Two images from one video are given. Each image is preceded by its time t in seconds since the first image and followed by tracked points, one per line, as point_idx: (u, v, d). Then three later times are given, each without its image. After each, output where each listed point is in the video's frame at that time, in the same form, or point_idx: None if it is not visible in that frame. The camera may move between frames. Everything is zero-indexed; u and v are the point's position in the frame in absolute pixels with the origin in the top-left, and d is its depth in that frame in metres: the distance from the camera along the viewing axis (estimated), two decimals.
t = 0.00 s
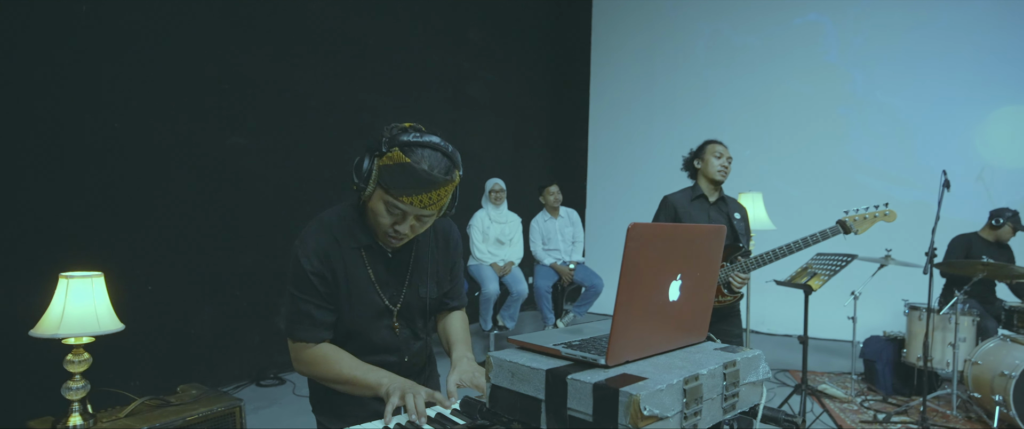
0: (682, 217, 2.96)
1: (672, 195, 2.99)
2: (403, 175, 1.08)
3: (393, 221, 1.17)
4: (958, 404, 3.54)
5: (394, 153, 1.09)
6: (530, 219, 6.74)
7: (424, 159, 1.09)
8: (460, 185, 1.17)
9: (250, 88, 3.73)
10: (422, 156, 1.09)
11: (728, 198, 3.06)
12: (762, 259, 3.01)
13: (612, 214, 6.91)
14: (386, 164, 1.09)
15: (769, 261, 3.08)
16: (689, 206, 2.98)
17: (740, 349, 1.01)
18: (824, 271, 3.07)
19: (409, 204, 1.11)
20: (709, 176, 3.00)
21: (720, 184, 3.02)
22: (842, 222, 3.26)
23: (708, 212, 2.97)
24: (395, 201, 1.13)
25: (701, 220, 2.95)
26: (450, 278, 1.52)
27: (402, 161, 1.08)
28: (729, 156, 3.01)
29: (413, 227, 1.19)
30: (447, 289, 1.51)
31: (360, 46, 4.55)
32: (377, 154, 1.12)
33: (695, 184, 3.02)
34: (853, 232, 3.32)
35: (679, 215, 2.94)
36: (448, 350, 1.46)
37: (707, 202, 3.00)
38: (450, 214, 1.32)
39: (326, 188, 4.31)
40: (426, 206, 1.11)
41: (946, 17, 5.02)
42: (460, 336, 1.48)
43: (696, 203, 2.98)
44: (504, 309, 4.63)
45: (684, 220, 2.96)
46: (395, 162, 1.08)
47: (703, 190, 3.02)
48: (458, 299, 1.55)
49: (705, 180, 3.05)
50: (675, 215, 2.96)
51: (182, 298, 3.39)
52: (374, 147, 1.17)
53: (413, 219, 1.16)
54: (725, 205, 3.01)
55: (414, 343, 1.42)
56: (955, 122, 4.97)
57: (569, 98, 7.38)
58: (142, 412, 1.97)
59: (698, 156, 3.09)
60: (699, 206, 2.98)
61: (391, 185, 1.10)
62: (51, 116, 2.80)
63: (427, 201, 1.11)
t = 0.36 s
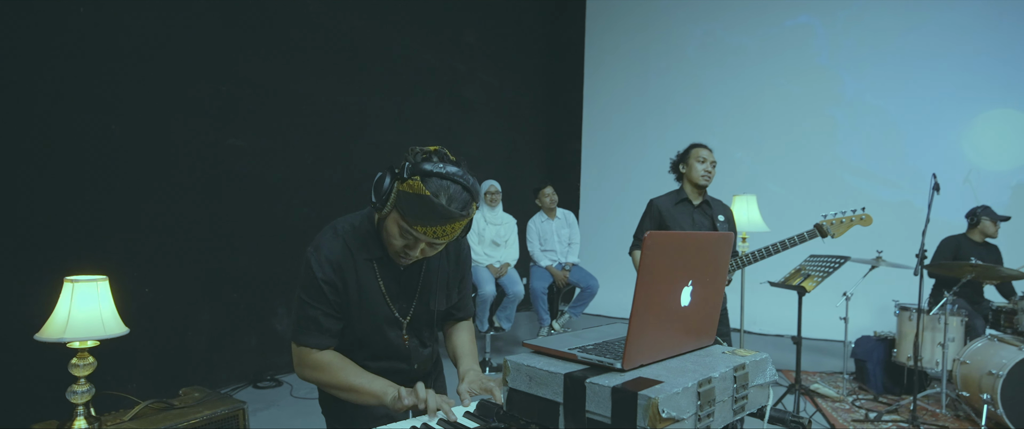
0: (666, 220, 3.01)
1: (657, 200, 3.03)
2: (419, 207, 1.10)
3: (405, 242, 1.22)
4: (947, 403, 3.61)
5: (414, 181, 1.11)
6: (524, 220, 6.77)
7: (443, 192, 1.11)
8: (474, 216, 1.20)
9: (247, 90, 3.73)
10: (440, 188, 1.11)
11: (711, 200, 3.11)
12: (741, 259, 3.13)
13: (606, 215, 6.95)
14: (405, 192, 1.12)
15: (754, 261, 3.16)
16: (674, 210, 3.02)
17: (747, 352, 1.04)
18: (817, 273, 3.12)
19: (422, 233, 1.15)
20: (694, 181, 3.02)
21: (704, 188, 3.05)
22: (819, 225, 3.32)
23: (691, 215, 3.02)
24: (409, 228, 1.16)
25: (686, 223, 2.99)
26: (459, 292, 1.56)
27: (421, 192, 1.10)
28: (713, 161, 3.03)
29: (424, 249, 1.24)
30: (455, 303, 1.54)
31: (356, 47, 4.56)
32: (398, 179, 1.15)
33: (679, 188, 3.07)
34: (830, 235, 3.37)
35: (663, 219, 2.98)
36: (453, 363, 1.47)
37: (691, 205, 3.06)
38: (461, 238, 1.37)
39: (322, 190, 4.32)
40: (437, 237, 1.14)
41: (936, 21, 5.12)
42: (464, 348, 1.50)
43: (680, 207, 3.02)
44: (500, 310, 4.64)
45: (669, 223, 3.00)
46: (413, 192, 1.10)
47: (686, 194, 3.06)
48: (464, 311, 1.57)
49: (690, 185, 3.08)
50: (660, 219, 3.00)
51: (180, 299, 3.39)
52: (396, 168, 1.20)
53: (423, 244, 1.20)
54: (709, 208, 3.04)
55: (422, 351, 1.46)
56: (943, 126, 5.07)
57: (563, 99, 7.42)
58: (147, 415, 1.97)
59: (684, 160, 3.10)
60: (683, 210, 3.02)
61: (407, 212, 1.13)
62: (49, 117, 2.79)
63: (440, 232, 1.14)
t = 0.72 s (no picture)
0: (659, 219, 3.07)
1: (649, 199, 3.08)
2: (450, 199, 1.20)
3: (437, 234, 1.30)
4: (931, 397, 3.68)
5: (434, 181, 1.18)
6: (514, 219, 6.78)
7: (459, 176, 1.21)
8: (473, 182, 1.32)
9: (236, 87, 3.70)
10: (455, 173, 1.20)
11: (703, 197, 3.13)
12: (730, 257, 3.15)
13: (595, 213, 6.98)
14: (432, 192, 1.19)
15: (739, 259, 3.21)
16: (667, 207, 3.07)
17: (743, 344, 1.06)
18: (805, 270, 3.16)
19: (455, 218, 1.25)
20: (684, 179, 3.03)
21: (694, 185, 3.07)
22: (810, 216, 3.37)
23: (684, 212, 3.06)
24: (442, 220, 1.25)
25: (680, 222, 3.04)
26: (457, 284, 1.57)
27: (446, 186, 1.19)
28: (703, 158, 3.05)
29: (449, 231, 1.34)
30: (453, 293, 1.56)
31: (346, 45, 4.54)
32: (414, 187, 1.20)
33: (670, 186, 3.10)
34: (821, 226, 3.42)
35: (656, 218, 3.04)
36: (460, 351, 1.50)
37: (683, 203, 3.08)
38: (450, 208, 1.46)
39: (312, 188, 4.30)
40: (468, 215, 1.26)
41: (920, 22, 5.21)
42: (474, 339, 1.52)
43: (672, 205, 3.06)
44: (491, 308, 4.65)
45: (661, 221, 3.05)
46: (441, 189, 1.18)
47: (678, 192, 3.09)
48: (471, 298, 1.61)
49: (681, 182, 3.10)
50: (652, 218, 3.06)
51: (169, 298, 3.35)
52: (398, 181, 1.23)
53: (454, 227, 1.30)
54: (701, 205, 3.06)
55: (420, 346, 1.46)
56: (927, 126, 5.16)
57: (552, 98, 7.44)
58: (138, 414, 1.95)
59: (674, 158, 3.12)
60: (676, 207, 3.06)
61: (439, 209, 1.21)
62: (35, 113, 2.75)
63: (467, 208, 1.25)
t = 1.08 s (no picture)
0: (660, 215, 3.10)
1: (649, 196, 3.11)
2: (442, 167, 1.23)
3: (430, 212, 1.29)
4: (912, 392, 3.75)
5: (426, 149, 1.22)
6: (501, 217, 6.79)
7: (450, 148, 1.25)
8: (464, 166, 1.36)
9: (223, 83, 3.67)
10: (447, 147, 1.25)
11: (703, 194, 3.18)
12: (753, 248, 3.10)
13: (581, 211, 7.01)
14: (424, 160, 1.22)
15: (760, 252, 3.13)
16: (669, 205, 3.11)
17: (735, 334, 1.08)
18: (791, 267, 3.21)
19: (448, 191, 1.26)
20: (689, 178, 3.08)
21: (699, 185, 3.11)
22: (817, 217, 3.39)
23: (685, 210, 3.11)
24: (435, 192, 1.26)
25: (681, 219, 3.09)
26: (448, 272, 1.59)
27: (438, 153, 1.22)
28: (708, 159, 3.08)
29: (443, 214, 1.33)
30: (446, 282, 1.57)
31: (333, 42, 4.52)
32: (406, 156, 1.22)
33: (672, 183, 3.15)
34: (826, 227, 3.45)
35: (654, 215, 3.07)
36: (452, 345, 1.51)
37: (684, 200, 3.13)
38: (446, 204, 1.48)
39: (299, 185, 4.27)
40: (461, 189, 1.28)
41: (901, 24, 5.31)
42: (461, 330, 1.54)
43: (673, 202, 3.11)
44: (479, 306, 4.65)
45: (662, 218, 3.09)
46: (433, 155, 1.22)
47: (679, 189, 3.14)
48: (456, 292, 1.61)
49: (684, 181, 3.15)
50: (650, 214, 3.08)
51: (153, 296, 3.31)
52: (391, 153, 1.26)
53: (448, 205, 1.30)
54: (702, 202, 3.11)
55: (413, 336, 1.48)
56: (907, 126, 5.28)
57: (539, 97, 7.45)
58: (125, 412, 1.93)
59: (680, 155, 3.13)
60: (677, 204, 3.11)
61: (432, 177, 1.23)
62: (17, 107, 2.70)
63: (461, 183, 1.27)
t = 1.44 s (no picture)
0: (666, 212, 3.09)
1: (655, 192, 3.14)
2: (432, 142, 1.23)
3: (418, 189, 1.28)
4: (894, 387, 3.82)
5: (420, 123, 1.24)
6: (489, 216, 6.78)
7: (445, 129, 1.26)
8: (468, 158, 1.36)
9: (209, 80, 3.63)
10: (443, 126, 1.26)
11: (710, 195, 3.20)
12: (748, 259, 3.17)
13: (568, 210, 7.03)
14: (414, 132, 1.23)
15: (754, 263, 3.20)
16: (674, 202, 3.12)
17: (727, 329, 1.09)
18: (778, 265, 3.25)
19: (436, 170, 1.25)
20: (696, 176, 3.13)
21: (705, 183, 3.17)
22: (823, 229, 3.45)
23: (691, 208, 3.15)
24: (422, 168, 1.25)
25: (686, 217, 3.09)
26: (445, 263, 1.60)
27: (429, 128, 1.24)
28: (716, 157, 3.14)
29: (434, 197, 1.31)
30: (443, 272, 1.58)
31: (320, 40, 4.49)
32: (400, 126, 1.25)
33: (679, 181, 3.17)
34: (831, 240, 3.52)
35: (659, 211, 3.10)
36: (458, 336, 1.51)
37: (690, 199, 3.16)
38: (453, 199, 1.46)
39: (286, 184, 4.24)
40: (452, 170, 1.26)
41: (883, 25, 5.40)
42: (464, 320, 1.55)
43: (679, 200, 3.15)
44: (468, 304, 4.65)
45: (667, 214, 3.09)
46: (424, 129, 1.23)
47: (686, 187, 3.17)
48: (453, 281, 1.63)
49: (692, 179, 3.19)
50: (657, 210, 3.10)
51: (138, 296, 3.27)
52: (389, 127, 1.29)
53: (438, 187, 1.29)
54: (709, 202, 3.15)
55: (411, 327, 1.47)
56: (889, 125, 5.38)
57: (527, 96, 7.45)
58: (112, 412, 1.91)
59: (686, 153, 3.18)
60: (683, 202, 3.14)
61: (421, 151, 1.23)
62: None
63: (452, 165, 1.26)
